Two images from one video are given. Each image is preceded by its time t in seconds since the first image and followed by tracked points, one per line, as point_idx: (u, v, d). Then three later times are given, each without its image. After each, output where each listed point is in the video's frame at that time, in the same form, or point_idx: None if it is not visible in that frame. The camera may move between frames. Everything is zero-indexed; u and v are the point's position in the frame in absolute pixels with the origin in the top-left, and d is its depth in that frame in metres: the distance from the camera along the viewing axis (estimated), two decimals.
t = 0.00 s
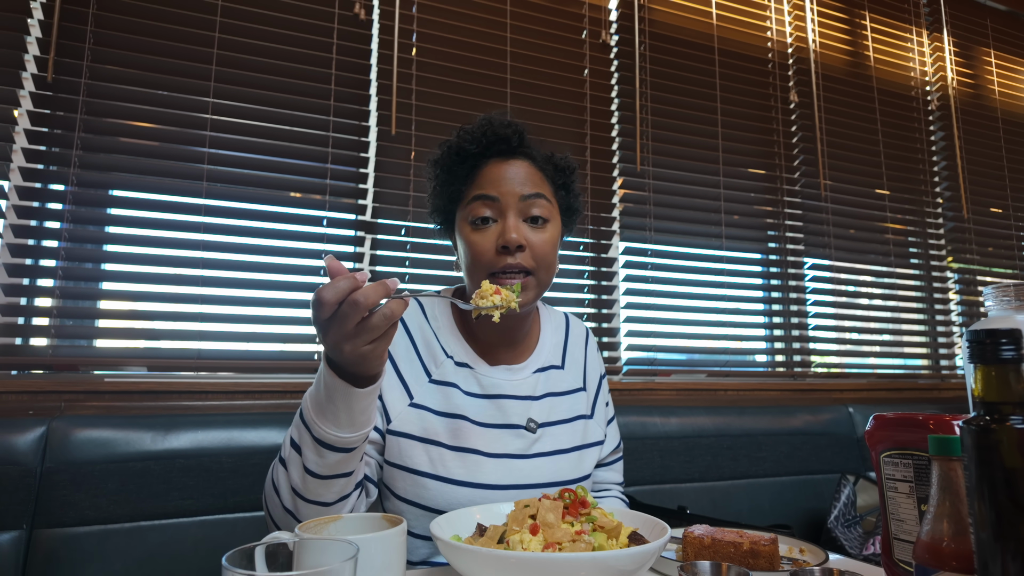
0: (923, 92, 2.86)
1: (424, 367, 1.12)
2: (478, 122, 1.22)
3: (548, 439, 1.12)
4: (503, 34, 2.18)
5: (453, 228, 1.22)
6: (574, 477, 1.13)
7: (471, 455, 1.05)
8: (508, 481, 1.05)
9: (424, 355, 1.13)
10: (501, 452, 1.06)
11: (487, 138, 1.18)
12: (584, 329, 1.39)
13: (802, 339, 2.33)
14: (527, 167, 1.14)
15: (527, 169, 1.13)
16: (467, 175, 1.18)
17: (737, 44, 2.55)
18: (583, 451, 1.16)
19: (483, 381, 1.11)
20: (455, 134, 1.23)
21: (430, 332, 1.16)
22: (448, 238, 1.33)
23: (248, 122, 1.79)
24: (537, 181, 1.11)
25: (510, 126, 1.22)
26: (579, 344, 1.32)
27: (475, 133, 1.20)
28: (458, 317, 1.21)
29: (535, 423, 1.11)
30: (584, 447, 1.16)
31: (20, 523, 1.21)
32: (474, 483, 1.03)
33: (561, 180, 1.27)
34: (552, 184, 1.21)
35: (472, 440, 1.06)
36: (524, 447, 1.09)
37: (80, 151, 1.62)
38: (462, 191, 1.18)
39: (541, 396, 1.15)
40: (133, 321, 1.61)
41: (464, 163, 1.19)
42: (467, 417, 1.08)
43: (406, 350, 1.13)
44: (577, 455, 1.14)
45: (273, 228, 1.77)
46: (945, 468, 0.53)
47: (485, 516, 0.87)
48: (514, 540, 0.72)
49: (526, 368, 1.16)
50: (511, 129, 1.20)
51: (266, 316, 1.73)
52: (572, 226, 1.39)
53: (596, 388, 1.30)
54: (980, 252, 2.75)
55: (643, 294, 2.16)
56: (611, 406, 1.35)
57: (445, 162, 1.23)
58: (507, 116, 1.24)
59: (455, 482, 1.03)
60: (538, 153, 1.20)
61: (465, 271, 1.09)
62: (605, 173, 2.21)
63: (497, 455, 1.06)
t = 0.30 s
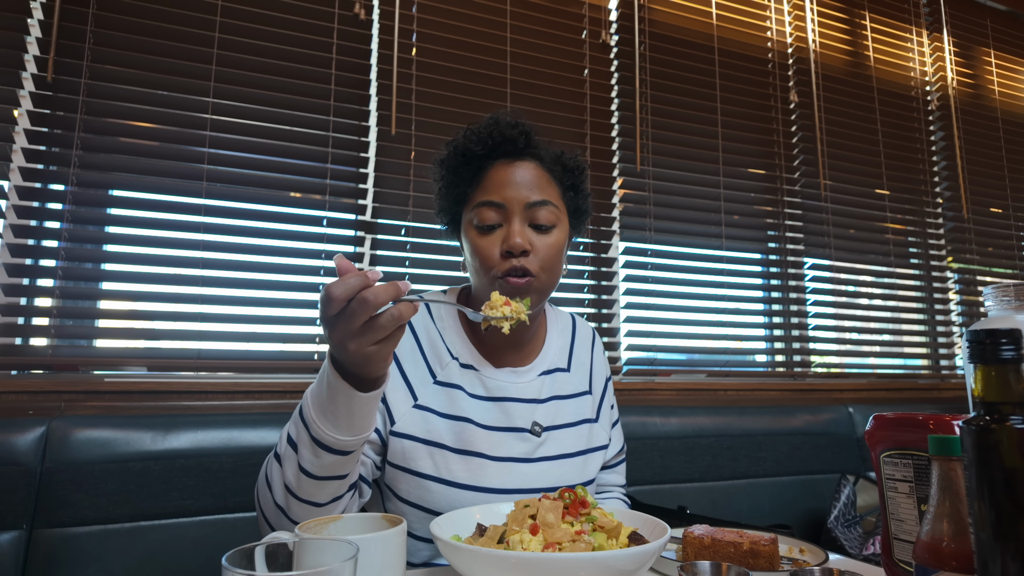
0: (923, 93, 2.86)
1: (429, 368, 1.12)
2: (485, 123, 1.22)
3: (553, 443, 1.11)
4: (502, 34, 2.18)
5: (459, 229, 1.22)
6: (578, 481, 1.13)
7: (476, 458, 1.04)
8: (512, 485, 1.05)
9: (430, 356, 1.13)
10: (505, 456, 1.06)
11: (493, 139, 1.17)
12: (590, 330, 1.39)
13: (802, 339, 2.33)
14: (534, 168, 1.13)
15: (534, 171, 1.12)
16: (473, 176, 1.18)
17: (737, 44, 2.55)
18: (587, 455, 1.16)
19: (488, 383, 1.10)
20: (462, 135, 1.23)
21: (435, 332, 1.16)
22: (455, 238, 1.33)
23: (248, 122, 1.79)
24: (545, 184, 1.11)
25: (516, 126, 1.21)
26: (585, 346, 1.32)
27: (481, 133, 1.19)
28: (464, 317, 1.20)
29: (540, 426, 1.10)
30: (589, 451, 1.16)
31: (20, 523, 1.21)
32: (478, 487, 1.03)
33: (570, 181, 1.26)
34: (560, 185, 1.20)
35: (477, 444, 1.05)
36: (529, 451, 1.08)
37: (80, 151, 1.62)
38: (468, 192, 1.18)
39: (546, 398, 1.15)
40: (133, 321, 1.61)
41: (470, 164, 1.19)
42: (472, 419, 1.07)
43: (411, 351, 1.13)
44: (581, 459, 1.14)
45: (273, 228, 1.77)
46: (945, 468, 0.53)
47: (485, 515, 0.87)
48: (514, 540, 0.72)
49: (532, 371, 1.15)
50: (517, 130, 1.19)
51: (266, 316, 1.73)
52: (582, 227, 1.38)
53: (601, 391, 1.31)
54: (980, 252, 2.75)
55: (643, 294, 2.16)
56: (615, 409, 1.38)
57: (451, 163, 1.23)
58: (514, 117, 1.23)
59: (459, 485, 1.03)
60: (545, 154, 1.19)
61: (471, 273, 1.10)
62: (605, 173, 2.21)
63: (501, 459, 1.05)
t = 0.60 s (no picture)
0: (923, 92, 2.86)
1: (432, 371, 1.11)
2: (488, 123, 1.22)
3: (555, 447, 1.11)
4: (502, 34, 2.18)
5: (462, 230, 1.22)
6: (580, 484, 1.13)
7: (478, 462, 1.04)
8: (514, 489, 1.05)
9: (433, 358, 1.13)
10: (507, 460, 1.06)
11: (496, 140, 1.17)
12: (593, 331, 1.39)
13: (802, 339, 2.33)
14: (538, 170, 1.12)
15: (538, 173, 1.12)
16: (475, 177, 1.18)
17: (737, 44, 2.55)
18: (590, 458, 1.16)
19: (490, 386, 1.10)
20: (464, 136, 1.23)
21: (437, 334, 1.16)
22: (458, 239, 1.33)
23: (248, 122, 1.79)
24: (548, 187, 1.11)
25: (519, 127, 1.21)
26: (589, 348, 1.32)
27: (484, 134, 1.19)
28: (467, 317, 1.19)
29: (543, 430, 1.10)
30: (591, 454, 1.16)
31: (20, 523, 1.21)
32: (480, 491, 1.03)
33: (574, 183, 1.26)
34: (564, 187, 1.20)
35: (479, 447, 1.05)
36: (531, 455, 1.08)
37: (80, 151, 1.62)
38: (471, 193, 1.18)
39: (549, 401, 1.14)
40: (133, 321, 1.61)
41: (472, 164, 1.19)
42: (474, 423, 1.07)
43: (413, 353, 1.13)
44: (584, 462, 1.14)
45: (273, 228, 1.77)
46: (945, 468, 0.53)
47: (485, 516, 0.87)
48: (514, 540, 0.72)
49: (534, 373, 1.14)
50: (521, 131, 1.19)
51: (266, 316, 1.73)
52: (586, 228, 1.38)
53: (604, 393, 1.31)
54: (980, 252, 2.75)
55: (643, 294, 2.16)
56: (619, 410, 1.38)
57: (454, 164, 1.23)
58: (517, 117, 1.23)
59: (461, 489, 1.03)
60: (549, 155, 1.19)
61: (473, 276, 1.10)
62: (605, 173, 2.21)
63: (503, 462, 1.05)
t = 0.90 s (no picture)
0: (923, 92, 2.86)
1: (432, 371, 1.11)
2: (495, 121, 1.22)
3: (555, 449, 1.11)
4: (502, 34, 2.18)
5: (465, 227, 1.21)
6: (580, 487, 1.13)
7: (478, 464, 1.04)
8: (513, 491, 1.05)
9: (434, 359, 1.13)
10: (507, 462, 1.06)
11: (503, 137, 1.17)
12: (594, 332, 1.39)
13: (802, 339, 2.33)
14: (544, 170, 1.12)
15: (544, 172, 1.12)
16: (480, 174, 1.18)
17: (737, 44, 2.55)
18: (590, 460, 1.16)
19: (490, 388, 1.10)
20: (471, 132, 1.23)
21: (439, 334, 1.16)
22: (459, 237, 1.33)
23: (248, 122, 1.79)
24: (553, 186, 1.11)
25: (527, 125, 1.21)
26: (590, 349, 1.32)
27: (490, 131, 1.19)
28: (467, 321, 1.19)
29: (542, 433, 1.10)
30: (591, 456, 1.16)
31: (19, 523, 1.21)
32: (480, 493, 1.03)
33: (580, 184, 1.26)
34: (569, 187, 1.20)
35: (479, 449, 1.05)
36: (531, 458, 1.08)
37: (80, 151, 1.62)
38: (475, 190, 1.18)
39: (549, 404, 1.14)
40: (133, 321, 1.61)
41: (477, 161, 1.19)
42: (475, 425, 1.07)
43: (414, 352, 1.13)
44: (584, 465, 1.14)
45: (273, 228, 1.77)
46: (945, 468, 0.53)
47: (484, 516, 0.87)
48: (514, 540, 0.72)
49: (535, 375, 1.14)
50: (528, 129, 1.19)
51: (266, 316, 1.73)
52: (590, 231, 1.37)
53: (605, 394, 1.31)
54: (980, 252, 2.75)
55: (643, 294, 2.16)
56: (620, 410, 1.38)
57: (459, 160, 1.22)
58: (524, 116, 1.23)
59: (460, 492, 1.03)
60: (554, 156, 1.19)
61: (474, 274, 1.09)
62: (606, 173, 2.21)
63: (502, 465, 1.05)
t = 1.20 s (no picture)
0: (923, 92, 2.86)
1: (435, 369, 1.11)
2: (491, 123, 1.22)
3: (556, 452, 1.11)
4: (502, 34, 2.18)
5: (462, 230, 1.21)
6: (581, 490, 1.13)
7: (479, 465, 1.04)
8: (514, 493, 1.05)
9: (437, 357, 1.12)
10: (509, 464, 1.06)
11: (499, 139, 1.17)
12: (597, 333, 1.40)
13: (802, 339, 2.33)
14: (541, 172, 1.12)
15: (540, 173, 1.11)
16: (476, 177, 1.18)
17: (736, 44, 2.55)
18: (592, 463, 1.16)
19: (492, 389, 1.10)
20: (467, 135, 1.23)
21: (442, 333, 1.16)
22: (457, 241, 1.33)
23: (249, 122, 1.79)
24: (550, 186, 1.10)
25: (523, 126, 1.21)
26: (592, 350, 1.33)
27: (486, 134, 1.19)
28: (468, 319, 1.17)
29: (543, 435, 1.10)
30: (593, 459, 1.16)
31: (19, 523, 1.21)
32: (481, 494, 1.03)
33: (578, 186, 1.25)
34: (567, 188, 1.20)
35: (481, 450, 1.05)
36: (532, 460, 1.08)
37: (80, 151, 1.62)
38: (471, 193, 1.18)
39: (551, 406, 1.14)
40: (133, 321, 1.61)
41: (473, 164, 1.19)
42: (477, 425, 1.07)
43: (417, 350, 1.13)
44: (586, 468, 1.14)
45: (273, 227, 1.77)
46: (945, 468, 0.53)
47: (485, 515, 0.87)
48: (513, 540, 0.72)
49: (537, 377, 1.14)
50: (524, 130, 1.19)
51: (265, 316, 1.73)
52: (591, 233, 1.37)
53: (607, 396, 1.31)
54: (979, 252, 2.75)
55: (643, 294, 2.16)
56: (621, 411, 1.38)
57: (455, 163, 1.23)
58: (520, 117, 1.23)
59: (462, 492, 1.03)
60: (552, 157, 1.19)
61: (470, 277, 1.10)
62: (606, 173, 2.21)
63: (504, 466, 1.05)
